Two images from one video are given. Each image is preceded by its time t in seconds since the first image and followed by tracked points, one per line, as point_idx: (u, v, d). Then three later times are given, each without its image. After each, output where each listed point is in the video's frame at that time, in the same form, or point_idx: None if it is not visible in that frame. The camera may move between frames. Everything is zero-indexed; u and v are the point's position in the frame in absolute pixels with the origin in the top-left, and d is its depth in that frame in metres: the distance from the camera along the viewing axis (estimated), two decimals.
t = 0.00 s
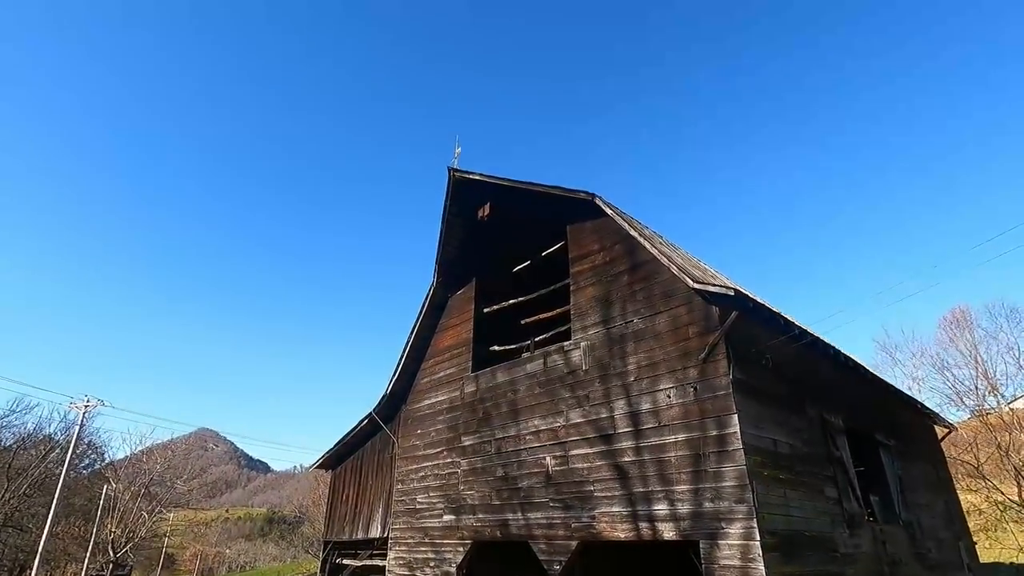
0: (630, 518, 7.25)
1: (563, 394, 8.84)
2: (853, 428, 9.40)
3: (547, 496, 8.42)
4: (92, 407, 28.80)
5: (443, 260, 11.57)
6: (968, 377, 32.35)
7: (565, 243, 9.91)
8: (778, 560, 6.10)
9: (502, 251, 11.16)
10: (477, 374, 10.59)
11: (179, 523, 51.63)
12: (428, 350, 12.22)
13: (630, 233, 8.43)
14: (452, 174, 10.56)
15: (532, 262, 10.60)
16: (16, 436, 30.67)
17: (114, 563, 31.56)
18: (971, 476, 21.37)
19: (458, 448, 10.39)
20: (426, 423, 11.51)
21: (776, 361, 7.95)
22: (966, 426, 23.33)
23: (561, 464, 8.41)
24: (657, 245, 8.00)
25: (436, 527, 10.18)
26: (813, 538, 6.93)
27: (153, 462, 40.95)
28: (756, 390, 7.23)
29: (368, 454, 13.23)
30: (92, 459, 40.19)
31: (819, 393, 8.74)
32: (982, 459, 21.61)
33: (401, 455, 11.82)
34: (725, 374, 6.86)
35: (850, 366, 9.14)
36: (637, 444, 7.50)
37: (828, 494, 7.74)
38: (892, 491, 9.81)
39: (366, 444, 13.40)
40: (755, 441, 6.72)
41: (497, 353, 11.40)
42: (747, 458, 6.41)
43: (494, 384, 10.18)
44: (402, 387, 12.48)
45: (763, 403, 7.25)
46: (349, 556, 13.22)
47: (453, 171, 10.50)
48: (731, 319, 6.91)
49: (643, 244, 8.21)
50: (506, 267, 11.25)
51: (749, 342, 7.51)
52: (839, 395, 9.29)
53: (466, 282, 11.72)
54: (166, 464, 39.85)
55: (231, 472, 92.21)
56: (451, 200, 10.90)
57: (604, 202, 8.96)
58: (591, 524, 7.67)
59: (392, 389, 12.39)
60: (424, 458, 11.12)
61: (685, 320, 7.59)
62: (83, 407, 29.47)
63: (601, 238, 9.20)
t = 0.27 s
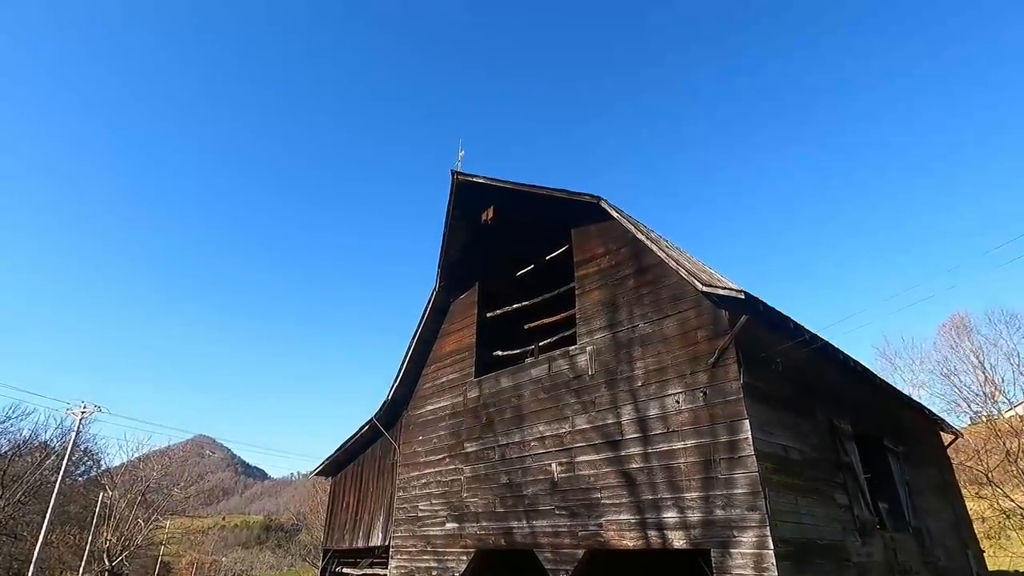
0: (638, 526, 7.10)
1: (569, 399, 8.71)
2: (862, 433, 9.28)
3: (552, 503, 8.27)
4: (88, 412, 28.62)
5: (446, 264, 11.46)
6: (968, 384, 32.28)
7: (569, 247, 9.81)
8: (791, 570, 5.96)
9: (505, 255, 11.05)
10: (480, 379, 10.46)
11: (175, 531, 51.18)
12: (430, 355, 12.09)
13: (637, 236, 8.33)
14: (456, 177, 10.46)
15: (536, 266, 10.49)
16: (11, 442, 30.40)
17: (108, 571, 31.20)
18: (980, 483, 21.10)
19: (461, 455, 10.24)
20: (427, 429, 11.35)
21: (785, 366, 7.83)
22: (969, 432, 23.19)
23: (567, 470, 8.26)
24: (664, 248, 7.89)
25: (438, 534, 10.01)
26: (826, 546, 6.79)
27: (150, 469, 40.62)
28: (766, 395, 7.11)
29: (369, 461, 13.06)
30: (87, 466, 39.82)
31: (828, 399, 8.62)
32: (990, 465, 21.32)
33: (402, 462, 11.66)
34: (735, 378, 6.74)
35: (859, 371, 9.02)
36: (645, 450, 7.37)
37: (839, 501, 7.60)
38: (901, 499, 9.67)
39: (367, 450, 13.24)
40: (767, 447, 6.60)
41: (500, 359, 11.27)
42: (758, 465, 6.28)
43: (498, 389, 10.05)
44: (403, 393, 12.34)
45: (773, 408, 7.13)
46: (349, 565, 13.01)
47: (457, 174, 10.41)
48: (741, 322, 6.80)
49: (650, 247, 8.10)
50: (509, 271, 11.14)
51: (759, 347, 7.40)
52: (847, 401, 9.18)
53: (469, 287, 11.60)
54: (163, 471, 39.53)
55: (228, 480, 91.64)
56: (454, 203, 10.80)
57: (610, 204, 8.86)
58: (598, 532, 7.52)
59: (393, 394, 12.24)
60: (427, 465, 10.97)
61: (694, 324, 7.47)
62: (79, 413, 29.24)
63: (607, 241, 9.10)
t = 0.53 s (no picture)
0: (647, 528, 6.97)
1: (575, 400, 8.58)
2: (872, 436, 9.16)
3: (559, 506, 8.13)
4: (86, 416, 28.43)
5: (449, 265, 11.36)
6: (970, 389, 32.16)
7: (574, 246, 9.71)
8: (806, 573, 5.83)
9: (509, 256, 10.95)
10: (484, 381, 10.33)
11: (172, 536, 50.81)
12: (433, 357, 11.96)
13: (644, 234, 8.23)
14: (460, 176, 10.39)
15: (540, 267, 10.37)
16: (8, 447, 30.19)
17: None
18: (987, 489, 20.89)
19: (464, 457, 10.11)
20: (430, 431, 11.21)
21: (796, 367, 7.72)
22: (972, 438, 23.06)
23: (574, 472, 8.13)
24: (673, 246, 7.79)
25: (442, 538, 9.86)
26: (839, 550, 6.66)
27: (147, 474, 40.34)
28: (778, 395, 7.00)
29: (371, 464, 12.91)
30: (85, 471, 39.55)
31: (838, 400, 8.51)
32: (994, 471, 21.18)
33: (405, 464, 11.51)
34: (747, 378, 6.63)
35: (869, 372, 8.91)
36: (654, 451, 7.25)
37: (852, 504, 7.47)
38: (911, 502, 9.55)
39: (368, 453, 13.10)
40: (779, 448, 6.48)
41: (504, 360, 11.15)
42: (772, 465, 6.16)
43: (502, 390, 9.92)
44: (405, 395, 12.20)
45: (785, 409, 7.02)
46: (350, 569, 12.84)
47: (461, 173, 10.33)
48: (752, 321, 6.69)
49: (658, 245, 8.00)
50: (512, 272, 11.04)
51: (769, 346, 7.29)
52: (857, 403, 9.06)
53: (472, 288, 11.49)
54: (160, 475, 39.26)
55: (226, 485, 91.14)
56: (458, 203, 10.72)
57: (616, 203, 8.77)
58: (606, 535, 7.38)
59: (395, 397, 12.11)
60: (430, 467, 10.82)
61: (703, 323, 7.36)
62: (77, 417, 29.06)
63: (613, 240, 9.01)
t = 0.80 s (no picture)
0: (658, 533, 6.82)
1: (582, 402, 8.44)
2: (883, 439, 9.01)
3: (566, 510, 7.98)
4: (85, 420, 28.30)
5: (453, 266, 11.24)
6: (975, 392, 31.95)
7: (580, 247, 9.58)
8: None
9: (513, 256, 10.82)
10: (489, 383, 10.19)
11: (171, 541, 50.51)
12: (436, 359, 11.82)
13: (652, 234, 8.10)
14: (464, 176, 10.27)
15: (545, 268, 10.24)
16: (8, 451, 30.03)
17: None
18: (994, 493, 20.67)
19: (469, 460, 9.95)
20: (434, 434, 11.06)
21: (808, 368, 7.57)
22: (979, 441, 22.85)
23: (581, 476, 7.98)
24: (682, 246, 7.66)
25: (446, 543, 9.70)
26: (854, 554, 6.50)
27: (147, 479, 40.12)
28: (791, 397, 6.86)
29: (373, 468, 12.76)
30: (84, 476, 39.34)
31: (850, 402, 8.36)
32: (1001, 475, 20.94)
33: (408, 468, 11.35)
34: (760, 379, 6.48)
35: (880, 374, 8.77)
36: (664, 454, 7.10)
37: (866, 508, 7.32)
38: (923, 506, 9.39)
39: (370, 457, 12.94)
40: (793, 451, 6.33)
41: (508, 362, 11.01)
42: (786, 468, 6.02)
43: (507, 393, 9.78)
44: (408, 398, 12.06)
45: (798, 411, 6.87)
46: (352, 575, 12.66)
47: (466, 173, 10.22)
48: (765, 320, 6.56)
49: (667, 244, 7.87)
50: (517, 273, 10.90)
51: (781, 347, 7.15)
52: (868, 405, 8.92)
53: (476, 289, 11.36)
54: (160, 480, 39.04)
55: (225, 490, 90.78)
56: (462, 203, 10.60)
57: (623, 202, 8.65)
58: (615, 539, 7.22)
59: (398, 399, 11.96)
60: (433, 471, 10.66)
61: (713, 323, 7.23)
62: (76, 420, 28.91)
63: (620, 240, 8.88)
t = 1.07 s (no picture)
0: (670, 539, 6.68)
1: (591, 406, 8.32)
2: (897, 443, 8.86)
3: (576, 516, 7.83)
4: (88, 428, 28.24)
5: (459, 270, 11.16)
6: (983, 398, 31.66)
7: (587, 249, 9.50)
8: None
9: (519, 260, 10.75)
10: (496, 387, 10.07)
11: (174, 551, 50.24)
12: (441, 364, 11.72)
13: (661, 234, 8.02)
14: (470, 179, 10.22)
15: (552, 271, 10.16)
16: (10, 459, 29.94)
17: None
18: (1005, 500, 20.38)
19: (476, 466, 9.82)
20: (440, 440, 10.94)
21: (821, 370, 7.45)
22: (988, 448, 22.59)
23: (591, 481, 7.85)
24: (691, 247, 7.57)
25: (453, 550, 9.55)
26: (873, 561, 6.35)
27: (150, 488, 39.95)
28: (805, 399, 6.73)
29: (378, 475, 12.62)
30: (86, 485, 39.18)
31: (864, 405, 8.22)
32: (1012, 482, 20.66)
33: (413, 475, 11.22)
34: (774, 381, 6.36)
35: (894, 377, 8.63)
36: (676, 458, 6.97)
37: (883, 514, 7.16)
38: (939, 512, 9.21)
39: (375, 464, 12.80)
40: (809, 454, 6.20)
41: (515, 367, 10.90)
42: (802, 472, 5.89)
43: (514, 397, 9.66)
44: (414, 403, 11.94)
45: (812, 413, 6.74)
46: None
47: (471, 176, 10.18)
48: (778, 321, 6.45)
49: (676, 245, 7.78)
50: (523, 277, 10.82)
51: (794, 348, 7.03)
52: (882, 409, 8.77)
53: (482, 293, 11.28)
54: (163, 489, 38.88)
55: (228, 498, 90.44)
56: (468, 206, 10.54)
57: (631, 203, 8.57)
58: (626, 546, 7.08)
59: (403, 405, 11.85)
60: (439, 477, 10.53)
61: (725, 325, 7.12)
62: (79, 428, 28.84)
63: (628, 241, 8.79)
